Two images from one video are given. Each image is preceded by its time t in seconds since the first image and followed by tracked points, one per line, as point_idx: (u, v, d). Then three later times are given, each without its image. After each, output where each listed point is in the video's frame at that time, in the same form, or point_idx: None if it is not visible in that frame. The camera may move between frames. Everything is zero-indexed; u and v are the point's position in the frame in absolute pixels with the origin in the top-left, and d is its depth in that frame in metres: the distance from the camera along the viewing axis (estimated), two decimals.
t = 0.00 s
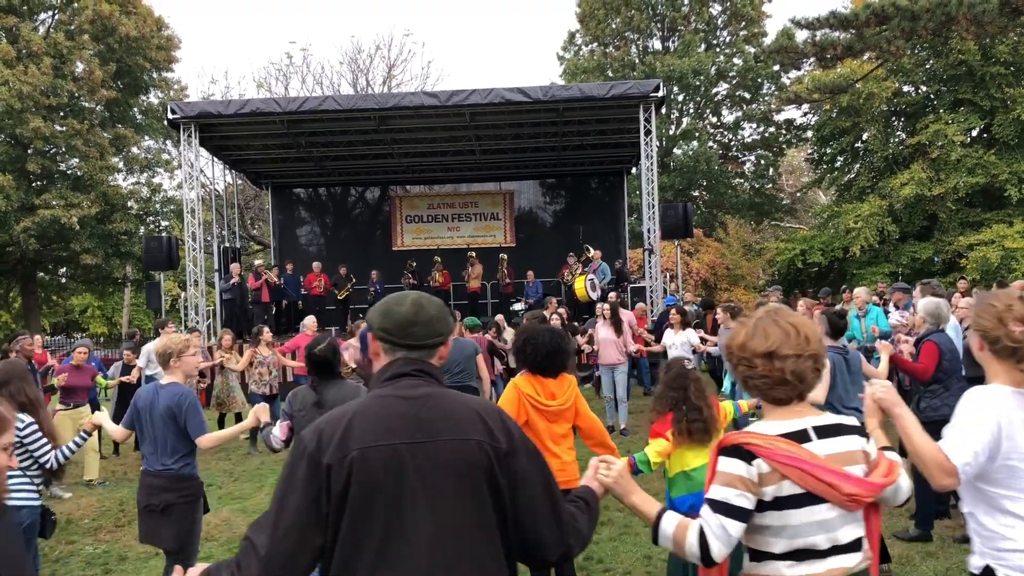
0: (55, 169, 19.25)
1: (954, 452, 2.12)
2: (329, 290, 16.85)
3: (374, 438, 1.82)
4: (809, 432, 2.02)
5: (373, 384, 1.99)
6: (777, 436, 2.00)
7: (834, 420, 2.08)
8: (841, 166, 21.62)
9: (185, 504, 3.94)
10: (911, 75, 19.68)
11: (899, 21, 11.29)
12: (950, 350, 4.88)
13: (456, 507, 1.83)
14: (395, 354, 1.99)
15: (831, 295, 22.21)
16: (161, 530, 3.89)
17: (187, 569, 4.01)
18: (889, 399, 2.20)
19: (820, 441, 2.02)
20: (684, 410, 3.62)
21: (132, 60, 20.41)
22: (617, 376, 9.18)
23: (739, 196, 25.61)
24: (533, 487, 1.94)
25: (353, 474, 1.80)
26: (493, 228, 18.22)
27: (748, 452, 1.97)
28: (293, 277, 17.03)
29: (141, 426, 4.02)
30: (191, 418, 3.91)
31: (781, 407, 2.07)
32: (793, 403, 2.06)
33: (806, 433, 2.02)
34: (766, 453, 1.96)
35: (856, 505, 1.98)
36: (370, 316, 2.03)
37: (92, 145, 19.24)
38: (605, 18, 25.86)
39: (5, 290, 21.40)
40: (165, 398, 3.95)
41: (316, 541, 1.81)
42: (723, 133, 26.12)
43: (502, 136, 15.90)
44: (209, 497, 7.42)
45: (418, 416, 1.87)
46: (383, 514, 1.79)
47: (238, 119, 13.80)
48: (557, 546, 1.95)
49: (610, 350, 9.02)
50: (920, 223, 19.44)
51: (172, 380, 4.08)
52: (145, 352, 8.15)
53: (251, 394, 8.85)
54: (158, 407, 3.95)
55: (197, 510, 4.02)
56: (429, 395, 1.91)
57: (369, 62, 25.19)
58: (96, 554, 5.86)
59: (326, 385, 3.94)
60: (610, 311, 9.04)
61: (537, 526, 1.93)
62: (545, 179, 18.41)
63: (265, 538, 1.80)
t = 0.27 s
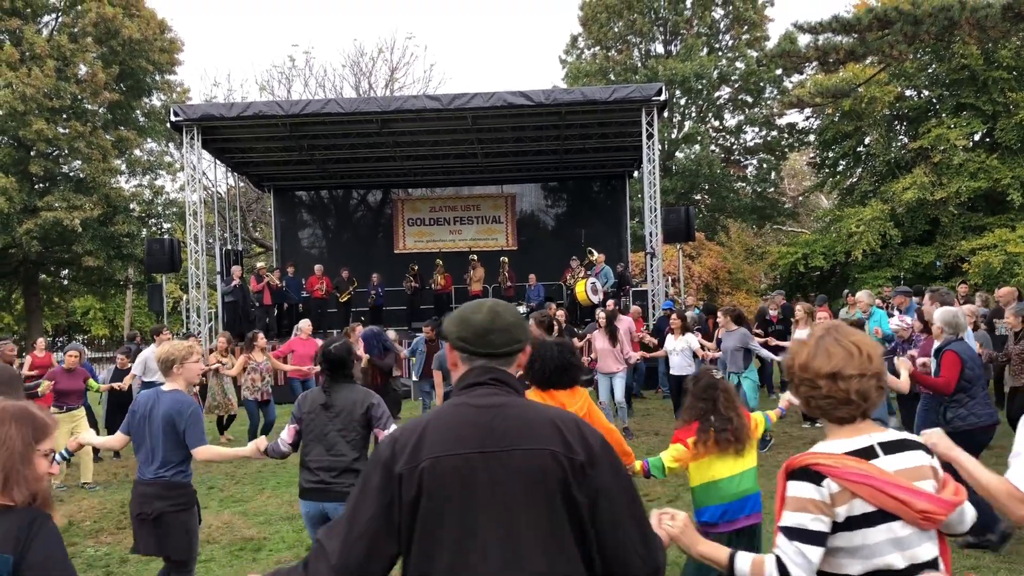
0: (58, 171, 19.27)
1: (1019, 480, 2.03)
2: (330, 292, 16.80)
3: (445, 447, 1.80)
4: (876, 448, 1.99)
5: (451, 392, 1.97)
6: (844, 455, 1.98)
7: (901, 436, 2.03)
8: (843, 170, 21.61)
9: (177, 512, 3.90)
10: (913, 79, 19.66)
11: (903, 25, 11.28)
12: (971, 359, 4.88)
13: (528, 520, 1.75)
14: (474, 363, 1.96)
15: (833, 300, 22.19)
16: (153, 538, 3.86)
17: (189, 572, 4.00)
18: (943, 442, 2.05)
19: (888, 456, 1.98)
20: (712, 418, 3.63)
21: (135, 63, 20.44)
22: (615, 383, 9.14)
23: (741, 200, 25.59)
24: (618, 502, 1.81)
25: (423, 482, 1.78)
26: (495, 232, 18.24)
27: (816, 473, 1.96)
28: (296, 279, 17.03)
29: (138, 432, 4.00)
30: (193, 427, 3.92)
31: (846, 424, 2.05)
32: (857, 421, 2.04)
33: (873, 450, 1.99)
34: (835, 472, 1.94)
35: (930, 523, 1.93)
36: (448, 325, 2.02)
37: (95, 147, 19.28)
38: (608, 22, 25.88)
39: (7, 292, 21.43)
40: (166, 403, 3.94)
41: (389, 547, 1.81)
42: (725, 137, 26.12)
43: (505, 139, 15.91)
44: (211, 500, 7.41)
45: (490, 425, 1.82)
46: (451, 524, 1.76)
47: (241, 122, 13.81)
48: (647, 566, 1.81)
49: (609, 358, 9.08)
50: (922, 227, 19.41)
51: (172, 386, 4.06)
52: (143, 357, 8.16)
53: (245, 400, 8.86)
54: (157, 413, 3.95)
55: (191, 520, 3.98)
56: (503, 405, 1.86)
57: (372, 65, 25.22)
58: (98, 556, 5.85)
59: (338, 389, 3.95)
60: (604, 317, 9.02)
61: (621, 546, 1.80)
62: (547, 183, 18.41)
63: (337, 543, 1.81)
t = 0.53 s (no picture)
0: (61, 173, 19.27)
1: None
2: (332, 294, 16.76)
3: (491, 437, 1.85)
4: (903, 434, 2.05)
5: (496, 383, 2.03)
6: (872, 437, 2.05)
7: (933, 423, 2.08)
8: (846, 173, 21.60)
9: (175, 516, 3.86)
10: (915, 83, 19.66)
11: (905, 28, 11.29)
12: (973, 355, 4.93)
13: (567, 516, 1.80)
14: (521, 356, 2.02)
15: (836, 302, 22.15)
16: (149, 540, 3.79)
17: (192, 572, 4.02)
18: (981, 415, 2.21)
19: (916, 442, 2.04)
20: (735, 419, 3.61)
21: (139, 65, 20.47)
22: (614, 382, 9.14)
23: (743, 203, 25.54)
24: (649, 504, 1.90)
25: (467, 469, 1.84)
26: (497, 234, 18.26)
27: (840, 454, 2.03)
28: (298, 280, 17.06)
29: (139, 433, 4.00)
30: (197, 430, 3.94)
31: (879, 409, 2.13)
32: (887, 407, 2.12)
33: (900, 435, 2.05)
34: (860, 453, 2.01)
35: (954, 506, 2.00)
36: (500, 316, 2.08)
37: (97, 148, 19.31)
38: (610, 24, 25.91)
39: (10, 293, 21.46)
40: (167, 404, 3.94)
41: (428, 526, 1.89)
42: (727, 140, 26.12)
43: (507, 141, 15.92)
44: (213, 501, 7.43)
45: (535, 419, 1.88)
46: (494, 513, 1.82)
47: (244, 123, 13.84)
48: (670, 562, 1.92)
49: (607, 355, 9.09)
50: (924, 230, 19.38)
51: (174, 387, 4.07)
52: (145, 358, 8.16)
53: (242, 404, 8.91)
54: (158, 413, 3.95)
55: (190, 523, 3.95)
56: (550, 401, 1.91)
57: (375, 67, 25.25)
58: (102, 557, 5.87)
59: (347, 388, 3.97)
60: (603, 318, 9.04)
61: (652, 545, 1.90)
62: (549, 185, 18.42)
63: (379, 518, 1.89)
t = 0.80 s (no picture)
0: (64, 173, 19.25)
1: None
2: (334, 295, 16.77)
3: (503, 438, 1.89)
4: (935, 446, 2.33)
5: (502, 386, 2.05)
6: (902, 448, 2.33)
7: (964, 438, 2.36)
8: (848, 175, 21.58)
9: (187, 519, 3.82)
10: (918, 84, 19.64)
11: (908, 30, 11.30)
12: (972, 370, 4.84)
13: (581, 511, 1.85)
14: (522, 358, 2.05)
15: (838, 304, 22.15)
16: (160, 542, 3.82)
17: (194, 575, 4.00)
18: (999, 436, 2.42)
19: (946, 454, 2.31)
20: (752, 445, 3.59)
21: (142, 65, 20.47)
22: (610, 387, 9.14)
23: (746, 204, 25.53)
24: (655, 497, 1.94)
25: (484, 470, 1.86)
26: (500, 235, 18.26)
27: (870, 470, 2.25)
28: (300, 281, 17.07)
29: (153, 437, 3.95)
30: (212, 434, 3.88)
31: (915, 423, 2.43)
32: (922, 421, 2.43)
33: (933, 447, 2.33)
34: (886, 469, 2.21)
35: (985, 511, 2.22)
36: (501, 320, 2.09)
37: (100, 148, 19.34)
38: (613, 26, 25.92)
39: (12, 293, 21.47)
40: (184, 409, 3.89)
41: (448, 533, 1.88)
42: (730, 141, 26.11)
43: (510, 142, 15.92)
44: (215, 503, 7.41)
45: (544, 419, 1.92)
46: (511, 511, 1.85)
47: (247, 124, 13.83)
48: (675, 556, 1.96)
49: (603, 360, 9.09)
50: (927, 232, 19.35)
51: (190, 390, 4.03)
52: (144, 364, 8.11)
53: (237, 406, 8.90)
54: (174, 417, 3.90)
55: (202, 527, 3.90)
56: (558, 400, 1.95)
57: (377, 68, 25.26)
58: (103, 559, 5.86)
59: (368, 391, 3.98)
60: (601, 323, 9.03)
61: (656, 540, 1.94)
62: (551, 186, 18.42)
63: (399, 526, 1.86)
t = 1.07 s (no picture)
0: (67, 173, 19.26)
1: None
2: (336, 295, 16.78)
3: (533, 431, 1.93)
4: (956, 441, 2.52)
5: (532, 381, 2.09)
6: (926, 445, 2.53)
7: (987, 432, 2.54)
8: (851, 176, 21.58)
9: (203, 510, 3.82)
10: (922, 86, 19.63)
11: (911, 32, 11.30)
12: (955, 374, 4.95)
13: (609, 501, 1.90)
14: (551, 354, 2.09)
15: (840, 306, 22.12)
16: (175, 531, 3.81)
17: None
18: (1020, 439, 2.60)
19: (965, 449, 2.51)
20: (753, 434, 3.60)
21: (144, 65, 20.49)
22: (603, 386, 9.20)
23: (748, 205, 25.52)
24: (686, 488, 1.98)
25: (515, 462, 1.91)
26: (502, 235, 18.25)
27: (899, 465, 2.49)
28: (302, 281, 17.08)
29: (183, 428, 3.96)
30: (243, 428, 3.89)
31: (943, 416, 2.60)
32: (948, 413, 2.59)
33: (954, 442, 2.52)
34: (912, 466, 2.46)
35: (1004, 504, 2.43)
36: (531, 316, 2.13)
37: (103, 149, 19.35)
38: (616, 26, 25.92)
39: (15, 293, 21.51)
40: (214, 404, 3.89)
41: (480, 523, 1.94)
42: (733, 142, 26.10)
43: (512, 143, 15.92)
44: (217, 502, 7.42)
45: (573, 412, 1.95)
46: (541, 501, 1.90)
47: (249, 124, 13.84)
48: (706, 546, 1.98)
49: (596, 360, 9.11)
50: (930, 234, 19.31)
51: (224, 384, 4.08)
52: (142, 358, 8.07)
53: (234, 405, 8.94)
54: (203, 410, 3.89)
55: (217, 520, 3.88)
56: (588, 394, 1.98)
57: (380, 68, 25.28)
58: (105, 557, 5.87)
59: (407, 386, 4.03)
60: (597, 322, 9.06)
61: (685, 529, 1.97)
62: (554, 187, 18.41)
63: (432, 515, 1.93)
